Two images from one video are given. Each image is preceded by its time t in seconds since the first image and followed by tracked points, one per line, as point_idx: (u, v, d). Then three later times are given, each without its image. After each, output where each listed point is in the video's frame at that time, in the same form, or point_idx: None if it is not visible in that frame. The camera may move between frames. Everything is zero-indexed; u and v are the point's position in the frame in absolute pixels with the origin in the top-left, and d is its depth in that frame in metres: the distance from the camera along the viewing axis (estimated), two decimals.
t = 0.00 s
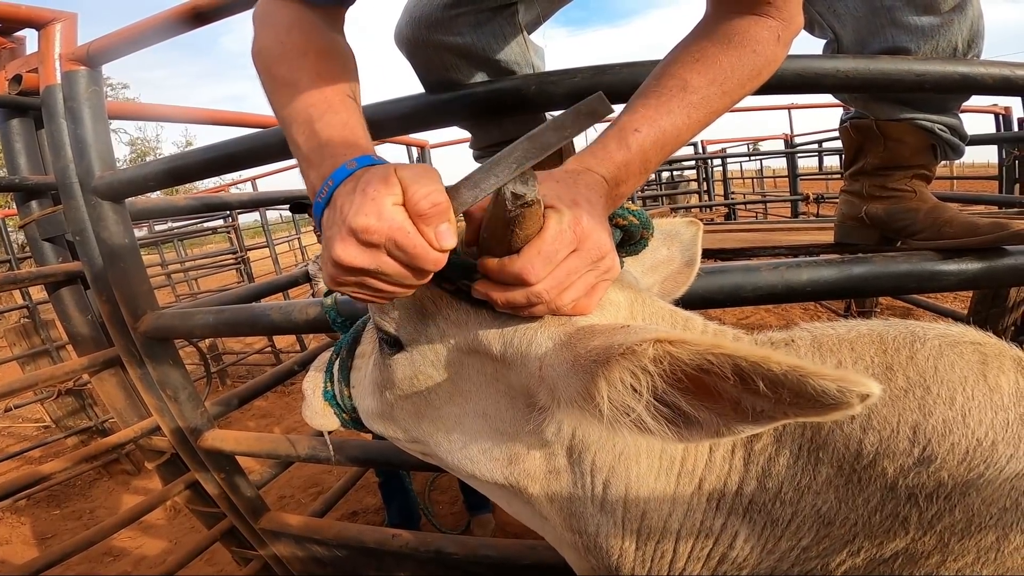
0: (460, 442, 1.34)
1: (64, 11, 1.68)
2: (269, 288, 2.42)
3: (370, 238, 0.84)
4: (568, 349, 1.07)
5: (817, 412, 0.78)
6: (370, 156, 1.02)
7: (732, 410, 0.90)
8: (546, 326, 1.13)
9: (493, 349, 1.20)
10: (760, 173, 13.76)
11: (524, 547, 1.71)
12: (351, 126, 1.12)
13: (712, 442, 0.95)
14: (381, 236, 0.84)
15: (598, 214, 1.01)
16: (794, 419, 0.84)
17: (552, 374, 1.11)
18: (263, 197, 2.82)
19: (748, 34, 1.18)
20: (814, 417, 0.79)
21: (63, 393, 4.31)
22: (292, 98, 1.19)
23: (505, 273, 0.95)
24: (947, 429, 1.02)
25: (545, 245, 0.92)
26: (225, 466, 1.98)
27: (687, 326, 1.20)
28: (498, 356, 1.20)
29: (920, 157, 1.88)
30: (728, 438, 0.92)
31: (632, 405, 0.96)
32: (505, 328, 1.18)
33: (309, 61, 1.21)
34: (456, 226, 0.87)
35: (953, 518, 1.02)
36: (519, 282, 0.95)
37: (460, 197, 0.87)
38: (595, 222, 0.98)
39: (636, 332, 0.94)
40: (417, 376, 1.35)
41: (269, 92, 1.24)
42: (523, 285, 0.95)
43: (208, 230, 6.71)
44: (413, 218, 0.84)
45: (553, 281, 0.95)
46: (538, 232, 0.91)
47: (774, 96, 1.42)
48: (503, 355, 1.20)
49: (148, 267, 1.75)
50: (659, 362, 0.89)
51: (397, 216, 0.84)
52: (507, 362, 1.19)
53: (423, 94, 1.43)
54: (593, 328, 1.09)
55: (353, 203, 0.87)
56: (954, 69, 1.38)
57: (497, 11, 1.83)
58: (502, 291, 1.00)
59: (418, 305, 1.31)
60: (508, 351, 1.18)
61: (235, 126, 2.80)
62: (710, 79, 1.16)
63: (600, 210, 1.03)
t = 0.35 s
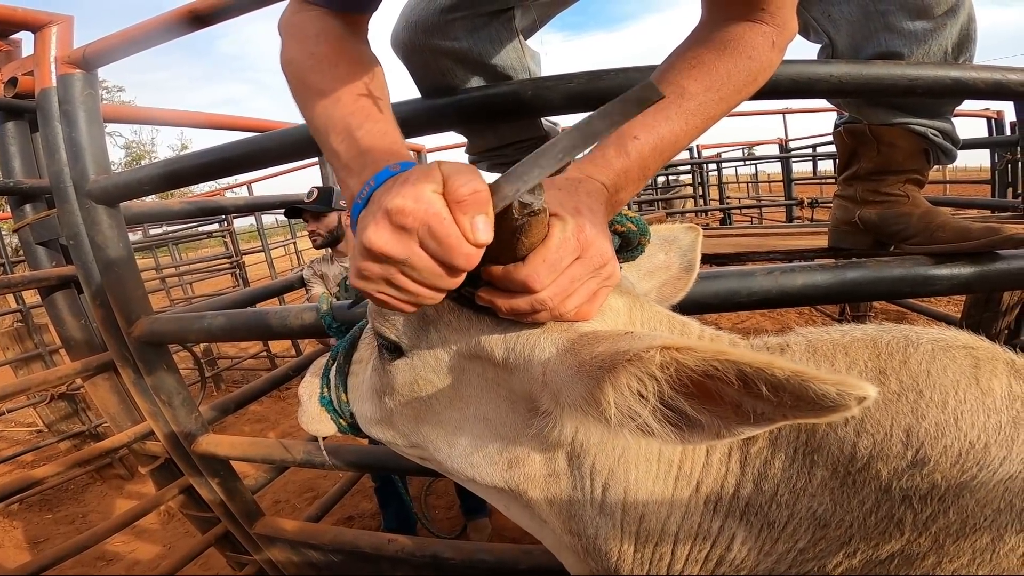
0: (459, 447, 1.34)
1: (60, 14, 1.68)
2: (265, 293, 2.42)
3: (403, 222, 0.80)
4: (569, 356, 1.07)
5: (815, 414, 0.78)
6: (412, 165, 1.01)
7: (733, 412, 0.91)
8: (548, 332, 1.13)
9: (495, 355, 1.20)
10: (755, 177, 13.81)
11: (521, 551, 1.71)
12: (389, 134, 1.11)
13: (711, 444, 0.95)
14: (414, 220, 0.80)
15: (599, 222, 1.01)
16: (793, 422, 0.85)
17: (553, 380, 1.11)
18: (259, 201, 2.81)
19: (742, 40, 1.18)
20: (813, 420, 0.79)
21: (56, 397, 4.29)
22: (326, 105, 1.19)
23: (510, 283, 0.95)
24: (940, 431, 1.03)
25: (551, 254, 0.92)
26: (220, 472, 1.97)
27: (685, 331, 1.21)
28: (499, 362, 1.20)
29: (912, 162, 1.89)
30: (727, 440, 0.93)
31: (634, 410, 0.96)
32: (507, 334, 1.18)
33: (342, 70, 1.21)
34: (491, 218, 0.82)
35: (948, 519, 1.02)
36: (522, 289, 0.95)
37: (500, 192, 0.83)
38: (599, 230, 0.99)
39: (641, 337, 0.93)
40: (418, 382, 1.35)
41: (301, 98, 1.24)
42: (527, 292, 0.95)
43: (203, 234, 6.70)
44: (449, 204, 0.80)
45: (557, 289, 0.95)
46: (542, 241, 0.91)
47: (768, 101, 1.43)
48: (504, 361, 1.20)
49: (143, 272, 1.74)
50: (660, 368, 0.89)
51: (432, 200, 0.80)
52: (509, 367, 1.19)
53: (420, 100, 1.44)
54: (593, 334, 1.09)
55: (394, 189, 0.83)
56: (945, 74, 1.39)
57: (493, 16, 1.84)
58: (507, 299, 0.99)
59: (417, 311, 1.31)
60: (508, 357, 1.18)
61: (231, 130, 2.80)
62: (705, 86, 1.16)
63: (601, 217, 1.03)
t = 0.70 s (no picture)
0: (454, 451, 1.34)
1: (56, 16, 1.68)
2: (261, 296, 2.42)
3: (427, 186, 0.79)
4: (564, 363, 1.07)
5: (803, 422, 0.78)
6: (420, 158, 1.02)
7: (724, 419, 0.91)
8: (544, 340, 1.13)
9: (490, 362, 1.21)
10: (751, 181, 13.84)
11: (516, 556, 1.71)
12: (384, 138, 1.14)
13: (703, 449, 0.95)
14: (444, 176, 0.79)
15: (593, 231, 1.02)
16: (783, 429, 0.84)
17: (549, 386, 1.11)
18: (255, 204, 2.81)
19: (736, 49, 1.19)
20: (801, 428, 0.79)
21: (51, 399, 4.27)
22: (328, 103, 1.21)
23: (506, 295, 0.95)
24: (930, 436, 1.03)
25: (546, 265, 0.92)
26: (214, 475, 1.96)
27: (679, 337, 1.22)
28: (494, 368, 1.21)
29: (905, 167, 1.90)
30: (719, 447, 0.92)
31: (629, 417, 0.96)
32: (502, 342, 1.19)
33: (341, 66, 1.22)
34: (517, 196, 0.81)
35: (937, 523, 1.02)
36: (518, 299, 0.95)
37: (526, 173, 0.83)
38: (592, 239, 0.99)
39: (634, 346, 0.94)
40: (413, 389, 1.35)
41: (297, 100, 1.25)
42: (523, 302, 0.95)
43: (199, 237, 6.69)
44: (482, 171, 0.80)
45: (552, 298, 0.95)
46: (537, 251, 0.91)
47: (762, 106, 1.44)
48: (500, 367, 1.20)
49: (137, 275, 1.73)
50: (656, 378, 0.89)
51: (458, 167, 0.80)
52: (504, 374, 1.19)
53: (416, 104, 1.44)
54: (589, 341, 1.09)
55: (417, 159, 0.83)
56: (938, 79, 1.40)
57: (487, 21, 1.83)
58: (502, 308, 0.99)
59: (412, 317, 1.30)
60: (504, 363, 1.18)
61: (227, 133, 2.80)
62: (699, 94, 1.17)
63: (595, 226, 1.03)
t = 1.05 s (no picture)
0: (446, 459, 1.34)
1: (50, 22, 1.68)
2: (255, 302, 2.42)
3: (407, 206, 0.80)
4: (554, 374, 1.08)
5: (786, 435, 0.79)
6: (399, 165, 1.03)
7: (710, 431, 0.91)
8: (534, 349, 1.14)
9: (481, 371, 1.21)
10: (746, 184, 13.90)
11: (510, 561, 1.71)
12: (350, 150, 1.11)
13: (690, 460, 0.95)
14: (414, 208, 0.80)
15: (583, 241, 1.03)
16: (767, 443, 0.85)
17: (539, 397, 1.12)
18: (249, 210, 2.81)
19: (727, 64, 1.21)
20: (784, 441, 0.80)
21: (44, 404, 4.25)
22: (297, 109, 1.19)
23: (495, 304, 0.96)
24: (915, 445, 1.04)
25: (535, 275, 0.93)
26: (207, 481, 1.95)
27: (668, 346, 1.24)
28: (485, 377, 1.21)
29: (894, 174, 1.92)
30: (705, 458, 0.93)
31: (614, 427, 0.97)
32: (493, 351, 1.19)
33: (314, 75, 1.21)
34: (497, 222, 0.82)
35: (924, 532, 1.03)
36: (508, 308, 0.95)
37: (506, 191, 0.82)
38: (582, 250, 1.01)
39: (622, 357, 0.96)
40: (406, 396, 1.35)
41: (268, 108, 1.24)
42: (513, 312, 0.95)
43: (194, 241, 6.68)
44: (458, 193, 0.80)
45: (541, 308, 0.96)
46: (526, 262, 0.91)
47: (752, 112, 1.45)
48: (492, 376, 1.20)
49: (129, 282, 1.73)
50: (644, 389, 0.90)
51: (434, 188, 0.80)
52: (496, 382, 1.20)
53: (409, 111, 1.45)
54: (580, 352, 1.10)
55: (395, 176, 0.84)
56: (925, 85, 1.41)
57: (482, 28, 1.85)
58: (492, 317, 0.99)
59: (404, 325, 1.31)
60: (495, 372, 1.19)
61: (222, 139, 2.80)
62: (689, 108, 1.19)
63: (585, 237, 1.04)
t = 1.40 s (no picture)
0: (441, 464, 1.34)
1: (45, 23, 1.68)
2: (249, 305, 2.41)
3: (371, 212, 0.75)
4: (545, 382, 1.08)
5: (774, 448, 0.80)
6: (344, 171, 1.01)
7: (700, 440, 0.92)
8: (528, 356, 1.14)
9: (476, 378, 1.21)
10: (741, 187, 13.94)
11: (506, 565, 1.71)
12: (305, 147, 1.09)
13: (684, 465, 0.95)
14: (381, 216, 0.75)
15: (576, 248, 1.04)
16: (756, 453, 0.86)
17: (533, 404, 1.12)
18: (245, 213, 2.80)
19: (718, 68, 1.22)
20: (773, 453, 0.81)
21: (36, 407, 4.22)
22: (249, 104, 1.16)
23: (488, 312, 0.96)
24: (909, 448, 1.04)
25: (526, 284, 0.93)
26: (201, 484, 1.94)
27: (663, 351, 1.25)
28: (480, 383, 1.21)
29: (888, 177, 1.93)
30: (696, 467, 0.94)
31: (604, 437, 0.97)
32: (487, 358, 1.19)
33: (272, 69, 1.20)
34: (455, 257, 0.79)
35: (918, 533, 1.03)
36: (500, 317, 0.95)
37: (470, 226, 0.77)
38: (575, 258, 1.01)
39: (613, 368, 0.96)
40: (401, 402, 1.35)
41: (221, 98, 1.19)
42: (505, 320, 0.95)
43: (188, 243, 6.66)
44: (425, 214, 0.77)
45: (535, 316, 0.96)
46: (518, 271, 0.92)
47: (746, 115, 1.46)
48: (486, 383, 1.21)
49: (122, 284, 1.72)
50: (632, 402, 0.90)
51: (402, 201, 0.76)
52: (490, 389, 1.20)
53: (405, 114, 1.44)
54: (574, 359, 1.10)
55: (361, 182, 0.79)
56: (918, 89, 1.42)
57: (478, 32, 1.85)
58: (485, 326, 0.99)
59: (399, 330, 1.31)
60: (489, 379, 1.19)
61: (217, 141, 2.79)
62: (682, 112, 1.19)
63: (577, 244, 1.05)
